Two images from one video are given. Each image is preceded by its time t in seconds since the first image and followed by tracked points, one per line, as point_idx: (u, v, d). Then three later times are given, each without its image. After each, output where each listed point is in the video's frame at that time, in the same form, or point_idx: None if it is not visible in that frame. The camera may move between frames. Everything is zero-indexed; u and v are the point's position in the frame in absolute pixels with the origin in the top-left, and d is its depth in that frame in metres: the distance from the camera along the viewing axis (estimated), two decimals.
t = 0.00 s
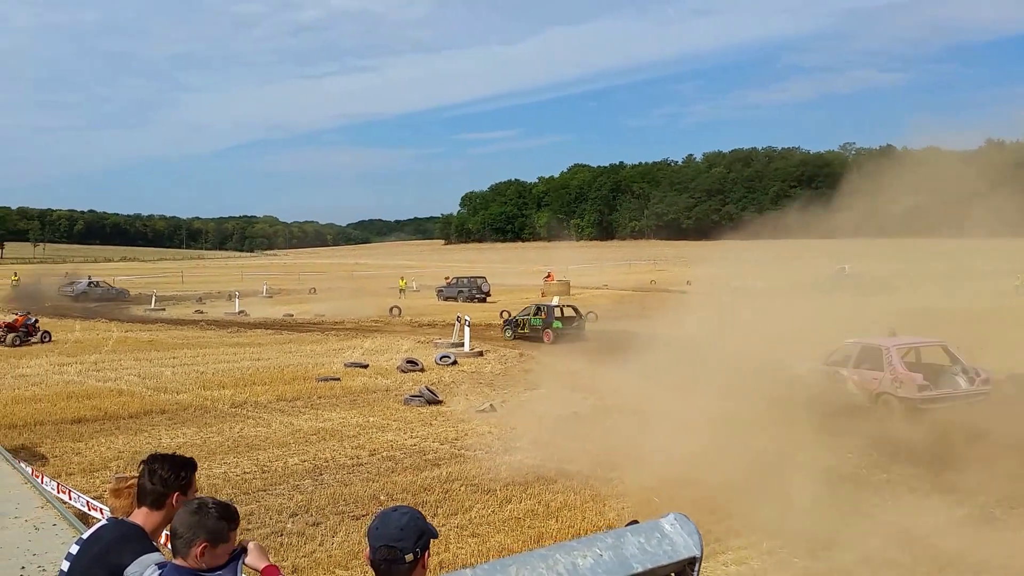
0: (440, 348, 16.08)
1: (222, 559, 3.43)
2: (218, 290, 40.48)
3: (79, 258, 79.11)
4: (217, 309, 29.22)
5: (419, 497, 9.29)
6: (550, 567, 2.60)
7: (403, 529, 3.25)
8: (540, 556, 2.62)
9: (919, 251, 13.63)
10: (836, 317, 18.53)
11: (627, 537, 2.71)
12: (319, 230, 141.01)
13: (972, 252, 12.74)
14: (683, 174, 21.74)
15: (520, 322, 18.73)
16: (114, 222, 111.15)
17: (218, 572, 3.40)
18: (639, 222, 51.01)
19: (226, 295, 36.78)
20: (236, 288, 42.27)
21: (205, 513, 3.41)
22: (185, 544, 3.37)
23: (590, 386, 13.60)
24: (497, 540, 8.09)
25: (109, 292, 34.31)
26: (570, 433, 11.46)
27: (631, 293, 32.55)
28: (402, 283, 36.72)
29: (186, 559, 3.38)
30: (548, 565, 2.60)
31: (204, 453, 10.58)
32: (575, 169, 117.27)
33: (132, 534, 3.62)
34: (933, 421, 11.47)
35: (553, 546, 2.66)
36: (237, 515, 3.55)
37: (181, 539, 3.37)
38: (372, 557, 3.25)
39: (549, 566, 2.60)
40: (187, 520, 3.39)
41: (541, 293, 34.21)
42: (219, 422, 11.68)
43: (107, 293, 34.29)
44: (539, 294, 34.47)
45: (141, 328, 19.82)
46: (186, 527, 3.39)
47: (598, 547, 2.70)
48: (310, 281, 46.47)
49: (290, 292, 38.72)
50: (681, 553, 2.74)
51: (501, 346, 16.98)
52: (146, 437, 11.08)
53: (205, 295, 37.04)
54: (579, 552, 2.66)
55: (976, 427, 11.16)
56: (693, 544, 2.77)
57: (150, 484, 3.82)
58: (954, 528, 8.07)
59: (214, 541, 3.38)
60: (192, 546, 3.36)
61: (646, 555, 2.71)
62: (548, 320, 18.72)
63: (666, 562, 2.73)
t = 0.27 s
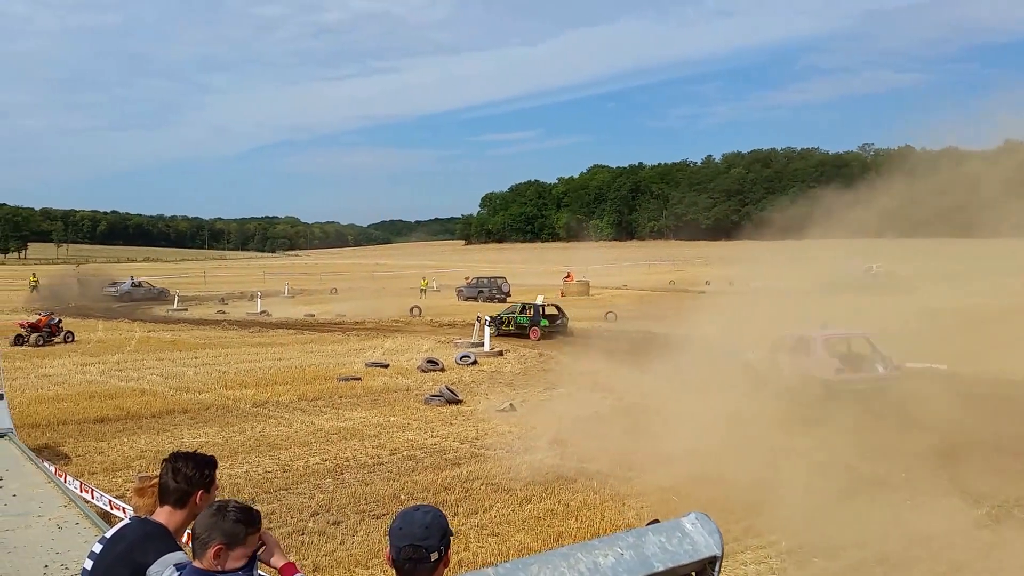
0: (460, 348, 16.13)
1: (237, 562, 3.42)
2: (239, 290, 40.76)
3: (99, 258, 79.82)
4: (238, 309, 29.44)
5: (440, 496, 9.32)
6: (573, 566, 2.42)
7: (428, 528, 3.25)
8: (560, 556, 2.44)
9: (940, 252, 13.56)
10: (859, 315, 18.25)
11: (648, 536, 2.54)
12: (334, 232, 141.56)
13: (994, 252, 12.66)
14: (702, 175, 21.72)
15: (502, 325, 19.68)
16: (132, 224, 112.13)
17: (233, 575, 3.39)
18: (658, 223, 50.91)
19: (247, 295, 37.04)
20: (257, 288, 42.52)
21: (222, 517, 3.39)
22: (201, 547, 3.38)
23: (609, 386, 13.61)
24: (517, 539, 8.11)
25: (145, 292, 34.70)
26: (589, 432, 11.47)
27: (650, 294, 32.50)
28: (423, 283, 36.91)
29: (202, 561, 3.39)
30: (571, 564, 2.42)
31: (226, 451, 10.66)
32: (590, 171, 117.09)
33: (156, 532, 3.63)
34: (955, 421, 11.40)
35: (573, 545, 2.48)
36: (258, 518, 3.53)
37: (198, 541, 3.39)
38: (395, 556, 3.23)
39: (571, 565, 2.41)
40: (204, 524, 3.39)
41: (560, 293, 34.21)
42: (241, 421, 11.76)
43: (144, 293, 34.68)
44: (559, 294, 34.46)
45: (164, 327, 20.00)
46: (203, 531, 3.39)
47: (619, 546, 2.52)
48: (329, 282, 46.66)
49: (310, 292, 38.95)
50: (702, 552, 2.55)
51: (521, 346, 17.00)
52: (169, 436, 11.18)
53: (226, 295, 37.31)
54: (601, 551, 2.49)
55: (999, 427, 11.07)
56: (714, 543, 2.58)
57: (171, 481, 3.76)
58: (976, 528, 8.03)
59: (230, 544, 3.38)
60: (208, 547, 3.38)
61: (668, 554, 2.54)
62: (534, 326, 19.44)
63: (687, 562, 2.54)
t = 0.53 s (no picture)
0: (472, 350, 16.13)
1: (253, 563, 3.43)
2: (251, 292, 40.89)
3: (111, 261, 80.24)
4: (251, 310, 29.53)
5: (452, 497, 9.32)
6: (581, 570, 2.19)
7: (441, 530, 3.24)
8: (567, 559, 2.21)
9: (953, 253, 13.50)
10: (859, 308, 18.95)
11: (659, 538, 2.29)
12: (344, 235, 141.82)
13: (1008, 253, 12.60)
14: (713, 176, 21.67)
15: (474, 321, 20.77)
16: (143, 228, 112.63)
17: None
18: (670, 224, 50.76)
19: (259, 297, 37.15)
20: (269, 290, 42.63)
21: (235, 521, 3.39)
22: (217, 553, 3.38)
23: (621, 387, 13.59)
24: (529, 541, 8.10)
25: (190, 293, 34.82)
26: (601, 433, 11.46)
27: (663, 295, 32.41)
28: (434, 285, 36.93)
29: (218, 567, 3.39)
30: (579, 567, 2.19)
31: (238, 453, 10.68)
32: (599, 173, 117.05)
33: (168, 533, 3.64)
34: (968, 423, 11.32)
35: (581, 546, 2.25)
36: (267, 518, 3.53)
37: (213, 548, 3.37)
38: (408, 558, 3.21)
39: (580, 569, 2.18)
40: (217, 529, 3.39)
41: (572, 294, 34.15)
42: (253, 422, 11.80)
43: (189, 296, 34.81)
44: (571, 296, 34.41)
45: (178, 329, 20.09)
46: (217, 536, 3.38)
47: (628, 548, 2.28)
48: (340, 284, 46.72)
49: (322, 294, 39.02)
50: (713, 554, 2.30)
51: (532, 348, 16.98)
52: (182, 437, 11.22)
53: (239, 297, 37.43)
54: (611, 553, 2.24)
55: (1014, 429, 10.98)
56: (725, 545, 2.32)
57: (181, 482, 3.76)
58: (990, 531, 7.98)
59: (246, 547, 3.38)
60: (225, 554, 3.37)
61: (679, 556, 2.29)
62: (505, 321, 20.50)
63: (697, 566, 2.29)
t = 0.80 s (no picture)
0: (475, 352, 16.12)
1: (257, 566, 3.43)
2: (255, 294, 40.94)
3: (116, 263, 80.34)
4: (254, 312, 29.55)
5: (455, 500, 9.31)
6: (585, 572, 2.17)
7: (444, 532, 3.23)
8: (569, 561, 2.19)
9: (957, 256, 13.48)
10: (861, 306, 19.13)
11: (663, 541, 2.26)
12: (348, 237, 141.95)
13: (1012, 255, 12.57)
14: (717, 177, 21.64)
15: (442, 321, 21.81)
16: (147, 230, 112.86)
17: None
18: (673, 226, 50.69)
19: (263, 299, 37.19)
20: (273, 292, 42.68)
21: (237, 527, 3.39)
22: (220, 558, 3.37)
23: (624, 389, 13.57)
24: (532, 543, 8.09)
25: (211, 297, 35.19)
26: (604, 436, 11.44)
27: (666, 297, 32.36)
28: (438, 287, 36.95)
29: (222, 572, 3.38)
30: (582, 570, 2.17)
31: (242, 455, 10.69)
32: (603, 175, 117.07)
33: (173, 535, 3.65)
34: (972, 425, 11.28)
35: (585, 549, 2.23)
36: (269, 521, 3.54)
37: (216, 553, 3.37)
38: (411, 560, 3.20)
39: (582, 571, 2.17)
40: (220, 535, 3.39)
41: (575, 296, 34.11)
42: (257, 424, 11.81)
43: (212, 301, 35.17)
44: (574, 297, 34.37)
45: (182, 331, 20.12)
46: (220, 541, 3.38)
47: (633, 551, 2.26)
48: (344, 286, 46.73)
49: (326, 296, 39.05)
50: (717, 557, 2.27)
51: (536, 350, 16.97)
52: (186, 439, 11.23)
53: (243, 299, 37.50)
54: (615, 556, 2.22)
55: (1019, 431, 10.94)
56: (730, 547, 2.29)
57: (185, 486, 3.77)
58: (995, 533, 7.95)
59: (249, 551, 3.39)
60: (228, 558, 3.37)
61: (683, 559, 2.26)
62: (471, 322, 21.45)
63: (702, 568, 2.26)
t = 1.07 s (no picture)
0: (474, 354, 16.10)
1: (256, 570, 3.44)
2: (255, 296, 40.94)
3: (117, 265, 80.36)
4: (254, 315, 29.53)
5: (454, 502, 9.29)
6: None
7: (443, 534, 3.22)
8: (569, 565, 2.19)
9: (957, 258, 13.45)
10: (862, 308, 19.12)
11: (663, 545, 2.24)
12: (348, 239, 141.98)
13: (1012, 257, 12.54)
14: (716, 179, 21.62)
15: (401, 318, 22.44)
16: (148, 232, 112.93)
17: None
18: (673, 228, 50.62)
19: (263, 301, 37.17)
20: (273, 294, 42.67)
21: (236, 531, 3.39)
22: (218, 562, 3.37)
23: (623, 391, 13.55)
24: (531, 546, 8.07)
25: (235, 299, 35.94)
26: (603, 438, 11.42)
27: (666, 299, 32.32)
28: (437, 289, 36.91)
29: None
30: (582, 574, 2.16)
31: (241, 457, 10.68)
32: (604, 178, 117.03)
33: (172, 537, 3.64)
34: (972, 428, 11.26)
35: (587, 552, 2.23)
36: (267, 524, 3.54)
37: (215, 557, 3.37)
38: (410, 563, 3.20)
39: None
40: (219, 539, 3.39)
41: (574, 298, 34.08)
42: (256, 427, 11.80)
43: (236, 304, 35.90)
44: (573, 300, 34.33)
45: (181, 334, 20.10)
46: (219, 545, 3.38)
47: (634, 554, 2.24)
48: (344, 289, 46.71)
49: (326, 299, 39.03)
50: (718, 561, 2.24)
51: (535, 352, 16.95)
52: (185, 441, 11.22)
53: (242, 302, 37.48)
54: (616, 559, 2.21)
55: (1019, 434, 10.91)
56: (731, 551, 2.26)
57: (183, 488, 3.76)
58: (995, 536, 7.93)
59: (248, 556, 3.38)
60: (227, 562, 3.36)
61: (684, 562, 2.24)
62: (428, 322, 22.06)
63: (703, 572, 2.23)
